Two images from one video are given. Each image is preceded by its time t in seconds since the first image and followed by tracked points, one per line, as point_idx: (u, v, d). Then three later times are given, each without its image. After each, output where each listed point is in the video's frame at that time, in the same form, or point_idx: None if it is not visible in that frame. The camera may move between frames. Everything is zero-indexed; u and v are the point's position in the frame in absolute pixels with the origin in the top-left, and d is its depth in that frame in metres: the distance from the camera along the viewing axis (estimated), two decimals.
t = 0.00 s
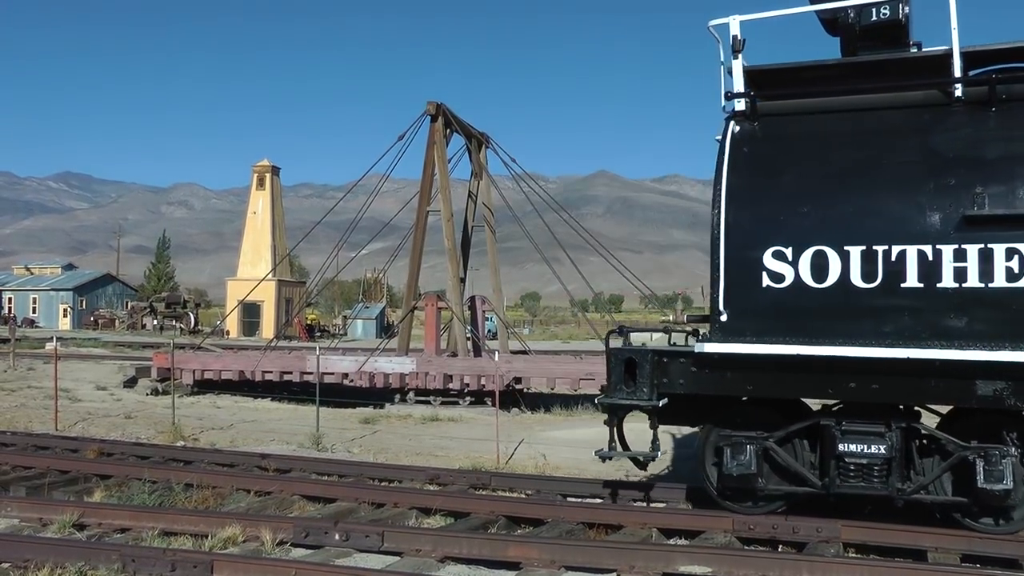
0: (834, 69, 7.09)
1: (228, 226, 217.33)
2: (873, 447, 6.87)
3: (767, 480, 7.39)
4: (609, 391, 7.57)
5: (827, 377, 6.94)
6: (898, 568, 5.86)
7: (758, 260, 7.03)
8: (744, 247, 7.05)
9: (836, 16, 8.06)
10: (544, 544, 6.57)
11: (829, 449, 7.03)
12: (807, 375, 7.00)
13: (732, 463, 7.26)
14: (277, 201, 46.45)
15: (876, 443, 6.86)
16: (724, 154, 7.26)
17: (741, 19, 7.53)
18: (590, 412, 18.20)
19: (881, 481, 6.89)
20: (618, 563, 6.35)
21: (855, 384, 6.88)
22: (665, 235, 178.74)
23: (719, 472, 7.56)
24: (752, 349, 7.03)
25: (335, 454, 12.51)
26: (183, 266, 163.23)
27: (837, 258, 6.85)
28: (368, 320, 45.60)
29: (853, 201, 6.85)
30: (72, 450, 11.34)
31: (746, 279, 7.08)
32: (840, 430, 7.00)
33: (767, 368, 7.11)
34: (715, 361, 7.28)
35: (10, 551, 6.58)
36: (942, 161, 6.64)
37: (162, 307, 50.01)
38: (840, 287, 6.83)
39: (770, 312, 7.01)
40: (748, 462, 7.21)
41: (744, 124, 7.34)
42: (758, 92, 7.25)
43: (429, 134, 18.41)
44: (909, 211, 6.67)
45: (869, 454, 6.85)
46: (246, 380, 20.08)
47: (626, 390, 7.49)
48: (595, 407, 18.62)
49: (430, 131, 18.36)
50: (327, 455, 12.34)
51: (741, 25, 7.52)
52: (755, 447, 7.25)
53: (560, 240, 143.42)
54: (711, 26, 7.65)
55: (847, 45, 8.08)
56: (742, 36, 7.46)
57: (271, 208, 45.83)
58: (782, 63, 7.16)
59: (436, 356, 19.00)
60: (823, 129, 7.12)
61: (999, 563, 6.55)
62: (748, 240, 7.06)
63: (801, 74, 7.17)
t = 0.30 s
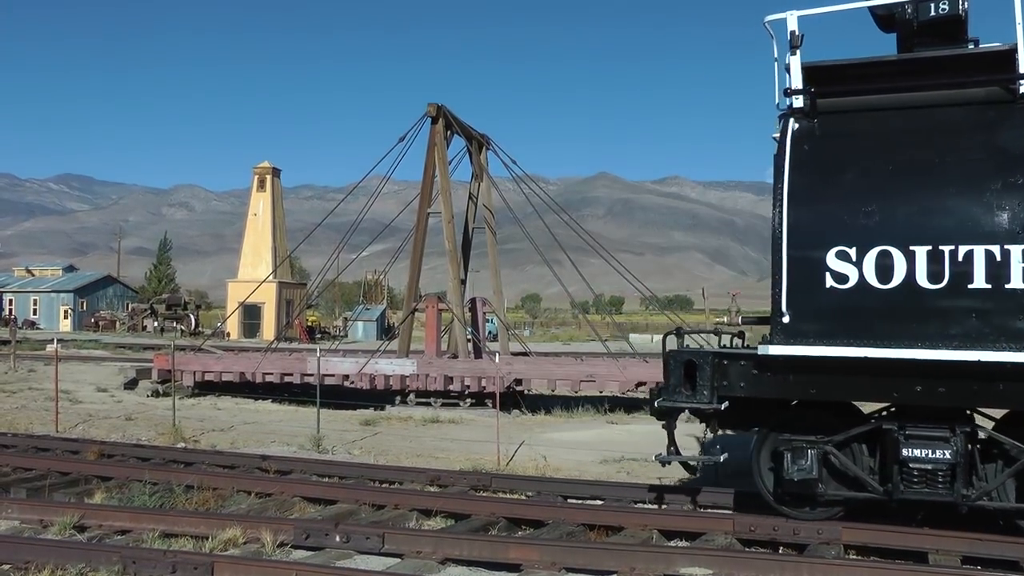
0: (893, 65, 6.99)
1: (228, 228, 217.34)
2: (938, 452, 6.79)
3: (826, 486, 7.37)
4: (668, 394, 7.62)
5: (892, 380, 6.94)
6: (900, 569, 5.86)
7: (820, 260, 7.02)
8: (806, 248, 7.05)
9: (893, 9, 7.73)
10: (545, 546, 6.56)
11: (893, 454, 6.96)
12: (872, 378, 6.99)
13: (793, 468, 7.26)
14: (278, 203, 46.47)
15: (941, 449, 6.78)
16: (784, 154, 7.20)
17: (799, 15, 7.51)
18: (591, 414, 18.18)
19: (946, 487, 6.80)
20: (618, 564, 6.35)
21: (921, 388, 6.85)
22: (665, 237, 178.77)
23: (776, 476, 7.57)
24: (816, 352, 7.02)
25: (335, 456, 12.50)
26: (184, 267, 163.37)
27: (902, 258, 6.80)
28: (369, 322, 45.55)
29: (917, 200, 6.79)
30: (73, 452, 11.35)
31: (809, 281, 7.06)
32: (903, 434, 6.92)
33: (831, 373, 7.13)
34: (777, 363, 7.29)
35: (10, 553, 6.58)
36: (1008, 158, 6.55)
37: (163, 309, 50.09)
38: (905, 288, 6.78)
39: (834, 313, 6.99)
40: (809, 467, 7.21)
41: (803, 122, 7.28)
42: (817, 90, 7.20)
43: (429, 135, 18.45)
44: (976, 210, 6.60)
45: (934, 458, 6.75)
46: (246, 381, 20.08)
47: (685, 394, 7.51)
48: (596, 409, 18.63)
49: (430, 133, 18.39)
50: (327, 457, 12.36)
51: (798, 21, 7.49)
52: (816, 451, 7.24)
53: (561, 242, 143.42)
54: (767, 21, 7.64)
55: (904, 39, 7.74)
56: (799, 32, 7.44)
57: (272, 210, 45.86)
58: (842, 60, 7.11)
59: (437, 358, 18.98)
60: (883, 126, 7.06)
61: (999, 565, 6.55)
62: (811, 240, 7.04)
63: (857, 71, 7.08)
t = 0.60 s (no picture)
0: (956, 61, 6.60)
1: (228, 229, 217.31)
2: (1004, 458, 6.55)
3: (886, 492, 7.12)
4: (729, 395, 7.47)
5: (957, 383, 6.72)
6: (900, 569, 5.87)
7: (885, 260, 6.80)
8: (870, 247, 6.84)
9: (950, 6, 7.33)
10: (545, 548, 6.54)
11: (957, 459, 6.73)
12: (938, 382, 6.77)
13: (854, 473, 7.05)
14: (278, 204, 46.45)
15: (1007, 454, 6.54)
16: (846, 154, 6.94)
17: (858, 9, 7.19)
18: (591, 415, 18.20)
19: (1013, 494, 6.57)
20: (618, 565, 6.36)
21: (989, 391, 6.63)
22: (665, 238, 179.10)
23: (834, 482, 7.39)
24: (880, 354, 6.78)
25: (335, 457, 12.52)
26: (184, 269, 163.26)
27: (969, 258, 6.58)
28: (369, 323, 45.52)
29: (986, 199, 6.56)
30: (73, 452, 11.37)
31: (874, 281, 6.84)
32: (969, 438, 6.69)
33: (896, 376, 6.90)
34: (840, 366, 7.09)
35: (10, 554, 6.58)
36: None
37: (163, 310, 50.23)
38: (973, 288, 6.56)
39: (900, 314, 6.75)
40: (870, 471, 6.99)
41: (863, 120, 6.92)
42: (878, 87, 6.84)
43: (429, 137, 18.45)
44: None
45: (1000, 464, 6.53)
46: (246, 382, 20.10)
47: (746, 396, 7.35)
48: (596, 411, 18.65)
49: (430, 134, 18.38)
50: (327, 458, 12.39)
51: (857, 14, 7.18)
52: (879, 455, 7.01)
53: (561, 243, 143.48)
54: (824, 17, 7.31)
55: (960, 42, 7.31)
56: (858, 27, 7.13)
57: (272, 211, 45.85)
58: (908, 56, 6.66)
59: (437, 359, 19.00)
60: (948, 124, 6.72)
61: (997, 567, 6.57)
62: (874, 240, 6.83)
63: (920, 66, 6.67)
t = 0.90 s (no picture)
0: None
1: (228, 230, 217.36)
2: None
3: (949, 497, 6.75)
4: (791, 398, 7.04)
5: None
6: (900, 570, 5.87)
7: (953, 260, 6.44)
8: (936, 246, 6.48)
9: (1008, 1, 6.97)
10: (545, 548, 6.53)
11: None
12: (1007, 387, 6.42)
13: (920, 478, 6.66)
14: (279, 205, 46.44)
15: None
16: (910, 153, 6.59)
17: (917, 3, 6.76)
18: (591, 416, 18.21)
19: None
20: (619, 566, 6.37)
21: None
22: (665, 239, 179.41)
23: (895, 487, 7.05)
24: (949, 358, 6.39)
25: (335, 458, 12.52)
26: (184, 270, 163.26)
27: None
28: (370, 324, 45.51)
29: None
30: (73, 454, 11.35)
31: (940, 282, 6.47)
32: None
33: (964, 380, 6.53)
34: (905, 368, 6.71)
35: (10, 555, 6.57)
36: None
37: (163, 311, 50.19)
38: None
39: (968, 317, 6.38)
40: (935, 475, 6.61)
41: (926, 117, 6.55)
42: (940, 83, 6.49)
43: (429, 138, 18.46)
44: None
45: None
46: (247, 384, 20.10)
47: (811, 400, 6.91)
48: (596, 412, 18.66)
49: (430, 135, 18.40)
50: (328, 459, 12.38)
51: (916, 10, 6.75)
52: (945, 459, 6.64)
53: (561, 245, 143.62)
54: (883, 12, 6.88)
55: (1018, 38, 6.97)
56: (920, 23, 6.71)
57: (272, 212, 45.84)
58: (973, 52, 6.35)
59: (437, 360, 19.01)
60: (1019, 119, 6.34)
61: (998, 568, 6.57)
62: (940, 240, 6.47)
63: (982, 62, 6.36)
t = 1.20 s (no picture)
0: None
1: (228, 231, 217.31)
2: None
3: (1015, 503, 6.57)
4: (857, 402, 6.89)
5: None
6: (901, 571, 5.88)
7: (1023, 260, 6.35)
8: (1005, 247, 6.41)
9: None
10: (545, 549, 6.51)
11: None
12: None
13: (987, 483, 6.50)
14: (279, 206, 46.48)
15: None
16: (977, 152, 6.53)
17: None
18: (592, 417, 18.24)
19: None
20: (619, 567, 6.37)
21: None
22: (665, 239, 179.53)
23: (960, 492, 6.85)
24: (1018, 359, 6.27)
25: (335, 460, 12.52)
26: (184, 271, 163.26)
27: None
28: (370, 325, 45.50)
29: None
30: (72, 455, 11.33)
31: (1012, 282, 6.37)
32: None
33: None
34: (971, 370, 6.54)
35: (9, 556, 6.57)
36: None
37: (163, 312, 50.16)
38: None
39: None
40: (1001, 481, 6.45)
41: (992, 114, 6.50)
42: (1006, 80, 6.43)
43: (430, 139, 18.47)
44: None
45: None
46: (246, 385, 20.10)
47: (878, 403, 6.78)
48: (595, 412, 18.73)
49: (430, 136, 18.41)
50: (329, 460, 12.38)
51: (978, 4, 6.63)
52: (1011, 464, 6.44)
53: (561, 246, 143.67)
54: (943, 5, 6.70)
55: None
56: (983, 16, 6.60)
57: (272, 213, 45.86)
58: None
59: (437, 362, 19.04)
60: None
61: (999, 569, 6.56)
62: (1009, 240, 6.39)
63: None
